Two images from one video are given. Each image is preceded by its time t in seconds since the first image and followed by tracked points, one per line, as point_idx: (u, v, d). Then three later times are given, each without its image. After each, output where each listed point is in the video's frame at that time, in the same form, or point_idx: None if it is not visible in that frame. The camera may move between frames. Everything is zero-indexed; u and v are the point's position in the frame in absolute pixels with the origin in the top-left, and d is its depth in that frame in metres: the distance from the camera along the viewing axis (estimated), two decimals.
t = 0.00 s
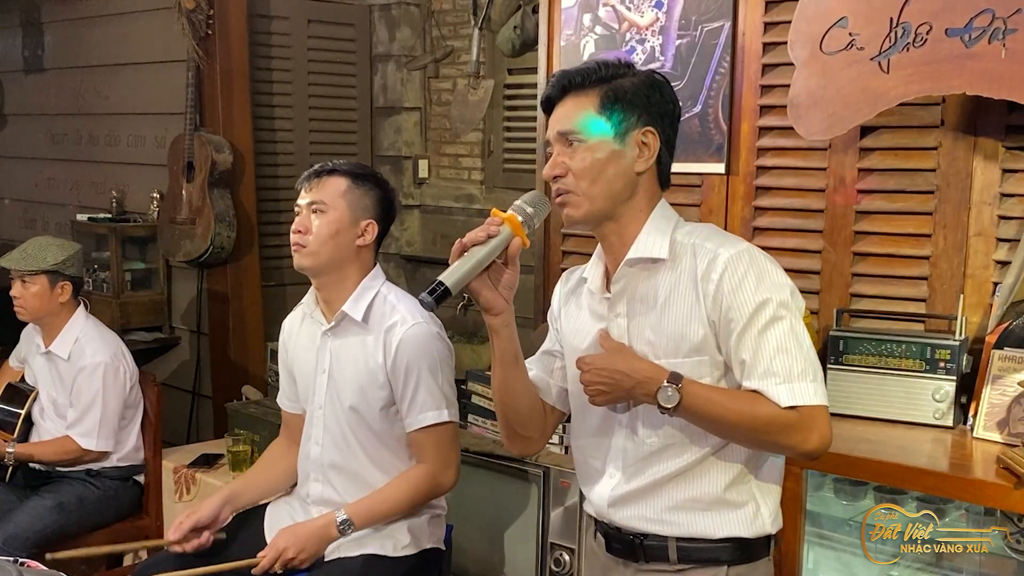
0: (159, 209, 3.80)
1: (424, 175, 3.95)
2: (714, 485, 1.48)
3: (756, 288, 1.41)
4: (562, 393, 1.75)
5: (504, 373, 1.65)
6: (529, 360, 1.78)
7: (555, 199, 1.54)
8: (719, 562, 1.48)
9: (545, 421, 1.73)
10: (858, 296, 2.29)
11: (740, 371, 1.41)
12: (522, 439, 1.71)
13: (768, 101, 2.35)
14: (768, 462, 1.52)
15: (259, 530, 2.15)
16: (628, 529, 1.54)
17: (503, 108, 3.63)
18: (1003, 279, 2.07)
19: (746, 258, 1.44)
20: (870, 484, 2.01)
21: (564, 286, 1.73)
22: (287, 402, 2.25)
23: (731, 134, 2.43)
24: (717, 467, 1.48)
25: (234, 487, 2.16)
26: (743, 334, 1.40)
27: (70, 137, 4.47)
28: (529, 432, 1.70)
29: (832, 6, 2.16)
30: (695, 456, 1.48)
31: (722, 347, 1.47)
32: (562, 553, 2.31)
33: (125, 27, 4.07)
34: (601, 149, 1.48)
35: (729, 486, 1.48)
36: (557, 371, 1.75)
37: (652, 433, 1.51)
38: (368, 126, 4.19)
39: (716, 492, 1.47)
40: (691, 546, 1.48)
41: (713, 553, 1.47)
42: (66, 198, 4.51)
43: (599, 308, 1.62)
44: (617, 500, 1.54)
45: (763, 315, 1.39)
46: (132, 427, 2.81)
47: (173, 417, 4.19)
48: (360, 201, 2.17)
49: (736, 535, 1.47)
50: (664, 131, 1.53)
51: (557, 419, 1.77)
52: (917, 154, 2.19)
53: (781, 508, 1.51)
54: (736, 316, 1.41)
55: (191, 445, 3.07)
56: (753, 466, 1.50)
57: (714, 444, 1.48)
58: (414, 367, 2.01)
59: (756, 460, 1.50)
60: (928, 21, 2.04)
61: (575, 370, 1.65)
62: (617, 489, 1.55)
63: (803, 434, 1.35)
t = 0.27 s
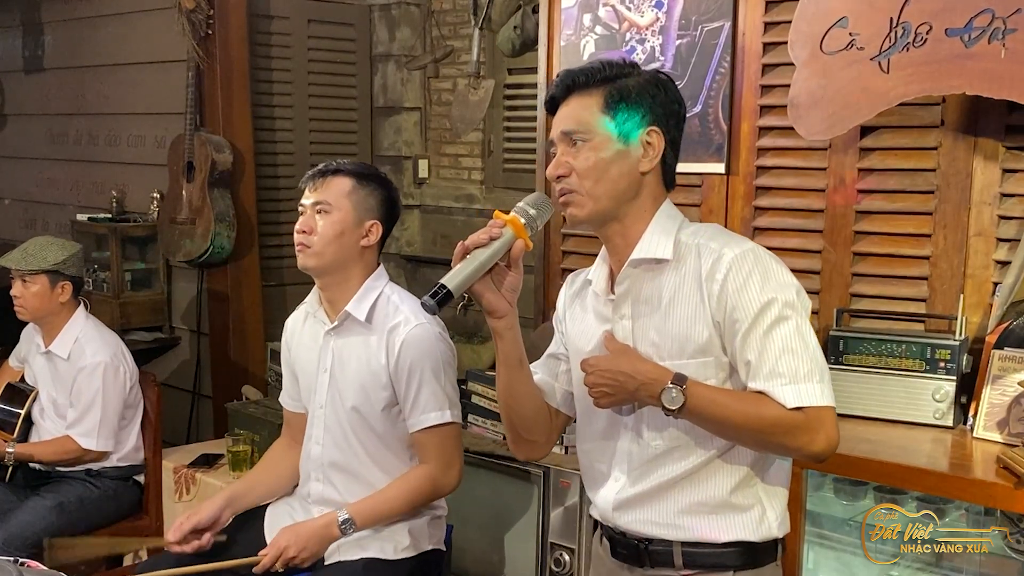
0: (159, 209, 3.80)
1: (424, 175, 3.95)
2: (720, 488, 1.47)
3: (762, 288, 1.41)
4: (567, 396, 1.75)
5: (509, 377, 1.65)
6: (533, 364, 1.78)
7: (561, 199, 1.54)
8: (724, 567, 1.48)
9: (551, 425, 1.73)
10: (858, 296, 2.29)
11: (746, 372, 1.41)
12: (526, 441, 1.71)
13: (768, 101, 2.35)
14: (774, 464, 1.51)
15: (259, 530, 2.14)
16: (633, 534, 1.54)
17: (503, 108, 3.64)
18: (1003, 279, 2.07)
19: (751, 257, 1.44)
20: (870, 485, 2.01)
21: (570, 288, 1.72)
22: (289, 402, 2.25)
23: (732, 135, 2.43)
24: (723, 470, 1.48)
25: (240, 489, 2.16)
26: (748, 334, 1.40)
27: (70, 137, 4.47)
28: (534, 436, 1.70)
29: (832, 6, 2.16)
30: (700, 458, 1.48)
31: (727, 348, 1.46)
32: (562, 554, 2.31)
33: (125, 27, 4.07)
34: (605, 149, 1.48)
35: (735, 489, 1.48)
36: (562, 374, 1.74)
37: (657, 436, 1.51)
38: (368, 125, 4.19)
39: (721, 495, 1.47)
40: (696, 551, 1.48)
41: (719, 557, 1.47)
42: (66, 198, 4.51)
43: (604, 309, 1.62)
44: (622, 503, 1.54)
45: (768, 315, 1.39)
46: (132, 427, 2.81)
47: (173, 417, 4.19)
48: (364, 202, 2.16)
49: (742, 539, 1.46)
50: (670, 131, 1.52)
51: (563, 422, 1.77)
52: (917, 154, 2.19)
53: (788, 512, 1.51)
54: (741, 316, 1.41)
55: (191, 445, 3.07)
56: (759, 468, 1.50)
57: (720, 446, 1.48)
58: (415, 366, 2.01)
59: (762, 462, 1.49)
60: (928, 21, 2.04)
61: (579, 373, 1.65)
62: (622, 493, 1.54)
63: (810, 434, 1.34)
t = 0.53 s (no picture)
0: (159, 209, 3.80)
1: (424, 175, 3.95)
2: (725, 492, 1.48)
3: (766, 289, 1.40)
4: (572, 400, 1.74)
5: (512, 381, 1.65)
6: (538, 367, 1.78)
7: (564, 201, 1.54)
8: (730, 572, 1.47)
9: (557, 429, 1.74)
10: (858, 296, 2.29)
11: (750, 374, 1.41)
12: (530, 445, 1.71)
13: (768, 101, 2.35)
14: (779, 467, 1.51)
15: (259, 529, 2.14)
16: (637, 539, 1.54)
17: (503, 108, 3.64)
18: (1003, 279, 2.07)
19: (755, 258, 1.43)
20: (870, 484, 2.01)
21: (575, 292, 1.72)
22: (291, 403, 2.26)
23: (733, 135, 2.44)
24: (728, 473, 1.48)
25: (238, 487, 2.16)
26: (753, 336, 1.40)
27: (71, 137, 4.47)
28: (539, 440, 1.70)
29: (831, 6, 2.16)
30: (705, 463, 1.48)
31: (731, 350, 1.46)
32: (562, 553, 2.31)
33: (125, 27, 4.07)
34: (609, 149, 1.48)
35: (740, 493, 1.48)
36: (566, 377, 1.74)
37: (661, 440, 1.51)
38: (368, 125, 4.19)
39: (727, 499, 1.47)
40: (701, 556, 1.48)
41: (724, 562, 1.47)
42: (66, 198, 4.51)
43: (608, 312, 1.61)
44: (626, 508, 1.54)
45: (772, 317, 1.38)
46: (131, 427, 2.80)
47: (173, 417, 4.19)
48: (365, 203, 2.16)
49: (749, 544, 1.47)
50: (673, 132, 1.52)
51: (569, 425, 1.77)
52: (918, 154, 2.19)
53: (793, 517, 1.51)
54: (745, 318, 1.41)
55: (191, 445, 3.06)
56: (764, 472, 1.50)
57: (725, 450, 1.48)
58: (415, 367, 2.01)
59: (768, 465, 1.49)
60: (928, 21, 2.04)
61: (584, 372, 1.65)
62: (627, 497, 1.54)
63: (814, 436, 1.34)
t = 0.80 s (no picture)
0: (159, 209, 3.80)
1: (424, 175, 3.95)
2: (730, 499, 1.47)
3: (772, 293, 1.39)
4: (578, 403, 1.74)
5: (517, 383, 1.65)
6: (545, 371, 1.78)
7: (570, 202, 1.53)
8: None
9: (563, 433, 1.74)
10: (858, 296, 2.29)
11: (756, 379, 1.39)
12: (534, 445, 1.70)
13: (768, 101, 2.35)
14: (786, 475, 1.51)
15: (259, 529, 2.15)
16: (641, 544, 1.54)
17: (503, 108, 3.65)
18: (1003, 279, 2.07)
19: (762, 261, 1.42)
20: (870, 485, 2.02)
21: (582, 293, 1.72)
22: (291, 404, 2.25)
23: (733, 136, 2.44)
24: (734, 480, 1.48)
25: (240, 485, 2.15)
26: (758, 341, 1.38)
27: (71, 137, 4.47)
28: (545, 445, 1.70)
29: (831, 6, 2.16)
30: (710, 469, 1.48)
31: (737, 355, 1.45)
32: (562, 554, 2.31)
33: (125, 27, 4.07)
34: (616, 150, 1.48)
35: (746, 500, 1.47)
36: (572, 381, 1.74)
37: (666, 446, 1.51)
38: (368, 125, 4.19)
39: (732, 506, 1.47)
40: (704, 563, 1.48)
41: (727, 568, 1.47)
42: (66, 198, 4.51)
43: (615, 315, 1.61)
44: (631, 513, 1.54)
45: (778, 322, 1.37)
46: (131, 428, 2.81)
47: (173, 417, 4.19)
48: (361, 203, 2.16)
49: (753, 552, 1.46)
50: (682, 133, 1.51)
51: (576, 428, 1.77)
52: (918, 154, 2.19)
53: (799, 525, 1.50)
54: (750, 322, 1.39)
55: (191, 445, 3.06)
56: (770, 480, 1.49)
57: (730, 457, 1.48)
58: (414, 368, 2.01)
59: (773, 472, 1.49)
60: (928, 20, 2.04)
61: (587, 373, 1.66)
62: (631, 502, 1.54)
63: (821, 444, 1.32)
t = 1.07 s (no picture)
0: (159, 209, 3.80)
1: (424, 175, 3.95)
2: (735, 507, 1.47)
3: (780, 298, 1.38)
4: (585, 406, 1.74)
5: (523, 387, 1.65)
6: (551, 372, 1.77)
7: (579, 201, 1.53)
8: None
9: (568, 437, 1.73)
10: (858, 296, 2.29)
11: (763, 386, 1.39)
12: (541, 446, 1.70)
13: (768, 101, 2.35)
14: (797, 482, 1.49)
15: (259, 530, 2.15)
16: (646, 548, 1.54)
17: (503, 108, 3.66)
18: (1003, 279, 2.07)
19: (770, 266, 1.41)
20: (870, 484, 2.03)
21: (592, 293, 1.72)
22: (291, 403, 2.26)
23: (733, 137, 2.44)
24: (740, 487, 1.47)
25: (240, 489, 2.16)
26: (766, 346, 1.38)
27: (71, 137, 4.46)
28: (551, 447, 1.70)
29: (831, 6, 2.16)
30: (715, 476, 1.48)
31: (744, 360, 1.45)
32: (562, 554, 2.31)
33: (126, 27, 4.07)
34: (625, 151, 1.48)
35: (752, 507, 1.47)
36: (579, 383, 1.73)
37: (671, 451, 1.51)
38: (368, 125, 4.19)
39: (738, 512, 1.46)
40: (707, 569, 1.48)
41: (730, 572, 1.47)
42: (66, 198, 4.51)
43: (622, 318, 1.61)
44: (636, 517, 1.54)
45: (786, 328, 1.36)
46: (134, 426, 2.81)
47: (173, 417, 4.19)
48: (358, 205, 2.15)
49: (758, 559, 1.46)
50: (693, 135, 1.51)
51: (582, 433, 1.76)
52: (918, 154, 2.19)
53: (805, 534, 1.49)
54: (758, 327, 1.39)
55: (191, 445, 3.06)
56: (776, 488, 1.48)
57: (735, 463, 1.47)
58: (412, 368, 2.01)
59: (781, 479, 1.48)
60: (928, 21, 2.04)
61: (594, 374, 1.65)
62: (637, 506, 1.54)
63: (828, 452, 1.32)
